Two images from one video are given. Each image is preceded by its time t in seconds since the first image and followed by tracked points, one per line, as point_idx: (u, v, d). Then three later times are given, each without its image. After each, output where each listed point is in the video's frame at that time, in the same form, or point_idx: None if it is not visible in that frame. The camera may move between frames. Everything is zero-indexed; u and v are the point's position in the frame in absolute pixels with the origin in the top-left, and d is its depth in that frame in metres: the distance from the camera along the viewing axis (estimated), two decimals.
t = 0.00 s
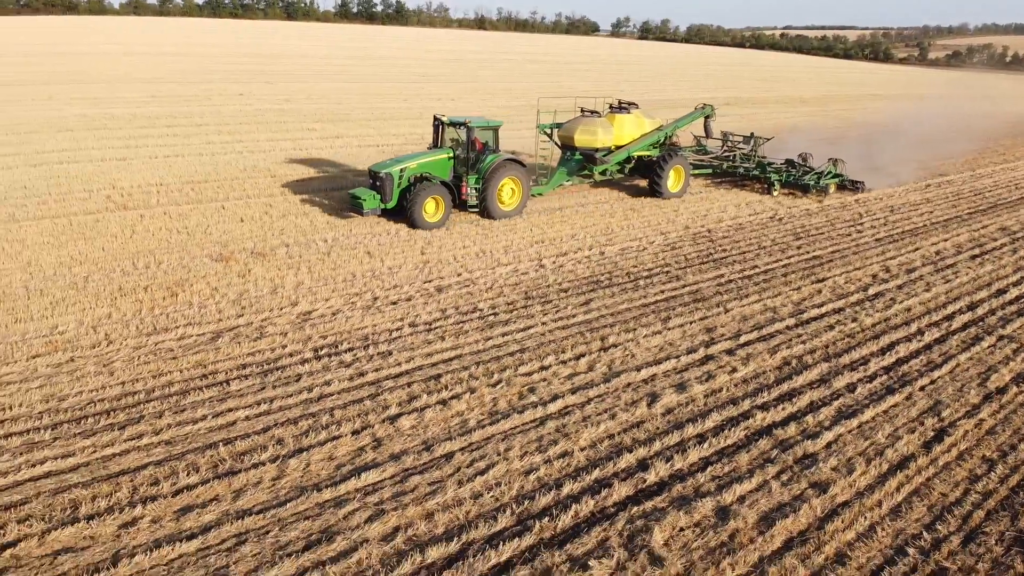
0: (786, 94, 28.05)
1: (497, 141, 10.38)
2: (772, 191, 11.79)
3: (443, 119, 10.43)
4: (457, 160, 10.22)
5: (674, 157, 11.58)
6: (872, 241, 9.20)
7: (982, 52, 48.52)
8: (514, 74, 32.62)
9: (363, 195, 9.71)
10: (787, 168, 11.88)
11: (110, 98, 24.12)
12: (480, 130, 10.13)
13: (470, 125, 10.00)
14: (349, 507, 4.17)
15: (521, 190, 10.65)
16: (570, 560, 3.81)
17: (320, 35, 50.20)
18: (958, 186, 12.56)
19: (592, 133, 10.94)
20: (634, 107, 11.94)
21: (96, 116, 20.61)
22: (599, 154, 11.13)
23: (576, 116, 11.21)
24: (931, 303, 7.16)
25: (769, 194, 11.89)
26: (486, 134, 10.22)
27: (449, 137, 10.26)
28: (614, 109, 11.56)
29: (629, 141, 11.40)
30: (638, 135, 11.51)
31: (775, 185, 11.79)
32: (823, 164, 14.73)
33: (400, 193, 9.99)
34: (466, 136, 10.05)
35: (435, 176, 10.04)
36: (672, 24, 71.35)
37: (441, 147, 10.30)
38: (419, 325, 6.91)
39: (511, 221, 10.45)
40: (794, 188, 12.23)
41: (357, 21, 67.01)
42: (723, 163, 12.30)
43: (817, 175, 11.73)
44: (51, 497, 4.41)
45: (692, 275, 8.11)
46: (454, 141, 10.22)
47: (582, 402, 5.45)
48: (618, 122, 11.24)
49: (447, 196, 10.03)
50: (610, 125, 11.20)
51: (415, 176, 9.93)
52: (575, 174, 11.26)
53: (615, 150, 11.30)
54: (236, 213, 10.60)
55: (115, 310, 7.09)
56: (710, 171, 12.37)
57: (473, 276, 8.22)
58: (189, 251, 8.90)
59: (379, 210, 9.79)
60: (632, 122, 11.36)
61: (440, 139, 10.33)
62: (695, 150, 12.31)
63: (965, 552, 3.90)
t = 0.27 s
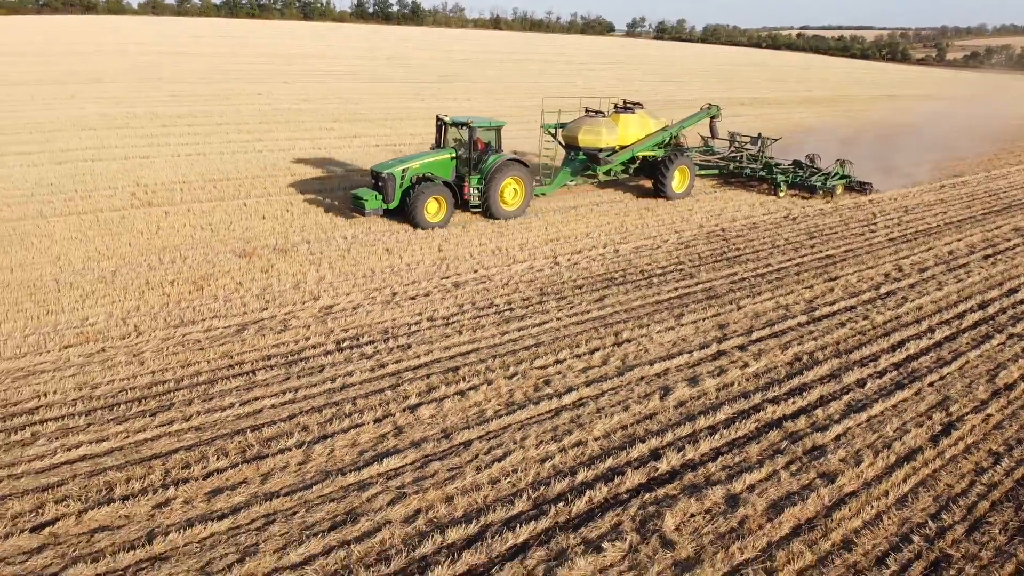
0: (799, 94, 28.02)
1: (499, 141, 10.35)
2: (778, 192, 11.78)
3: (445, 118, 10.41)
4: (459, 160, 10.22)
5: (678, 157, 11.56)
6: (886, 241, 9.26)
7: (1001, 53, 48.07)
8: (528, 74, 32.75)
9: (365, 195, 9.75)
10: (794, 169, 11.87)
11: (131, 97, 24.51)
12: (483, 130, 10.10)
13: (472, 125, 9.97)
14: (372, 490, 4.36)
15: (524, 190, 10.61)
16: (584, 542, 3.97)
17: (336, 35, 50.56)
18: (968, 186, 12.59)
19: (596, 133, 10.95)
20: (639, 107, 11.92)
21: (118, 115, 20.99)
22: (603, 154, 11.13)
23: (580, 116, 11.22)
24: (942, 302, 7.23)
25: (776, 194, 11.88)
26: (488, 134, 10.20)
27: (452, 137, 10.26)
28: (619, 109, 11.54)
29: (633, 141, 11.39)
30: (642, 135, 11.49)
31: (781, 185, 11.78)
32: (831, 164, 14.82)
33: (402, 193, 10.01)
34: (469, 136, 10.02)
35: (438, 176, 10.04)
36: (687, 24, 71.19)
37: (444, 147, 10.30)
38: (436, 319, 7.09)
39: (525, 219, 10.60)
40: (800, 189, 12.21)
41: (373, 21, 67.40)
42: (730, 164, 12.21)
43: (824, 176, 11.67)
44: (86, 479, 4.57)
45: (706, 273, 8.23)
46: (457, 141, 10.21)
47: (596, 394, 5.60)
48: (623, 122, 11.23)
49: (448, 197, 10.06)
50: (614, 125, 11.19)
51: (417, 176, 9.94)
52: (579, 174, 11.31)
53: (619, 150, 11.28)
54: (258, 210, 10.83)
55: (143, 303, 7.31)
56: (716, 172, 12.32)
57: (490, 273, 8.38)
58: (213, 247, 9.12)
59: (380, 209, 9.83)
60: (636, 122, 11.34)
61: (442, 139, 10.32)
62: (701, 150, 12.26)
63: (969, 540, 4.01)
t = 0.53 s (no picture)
0: (813, 95, 27.99)
1: (501, 142, 10.45)
2: (784, 192, 11.75)
3: (449, 119, 10.55)
4: (462, 160, 10.33)
5: (683, 158, 11.60)
6: (899, 240, 9.33)
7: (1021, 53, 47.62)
8: (542, 74, 32.87)
9: (366, 195, 9.85)
10: (800, 170, 11.87)
11: (152, 96, 24.88)
12: (485, 130, 10.23)
13: (473, 125, 10.09)
14: (393, 475, 4.53)
15: (526, 191, 10.69)
16: (598, 525, 4.11)
17: (352, 35, 50.91)
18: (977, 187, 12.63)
19: (600, 134, 11.05)
20: (644, 108, 11.99)
21: (140, 113, 21.34)
22: (607, 155, 11.24)
23: (585, 116, 11.32)
24: (954, 300, 7.31)
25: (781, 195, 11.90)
26: (490, 135, 10.32)
27: (454, 138, 10.38)
28: (623, 109, 11.64)
29: (637, 141, 11.47)
30: (647, 135, 11.57)
31: (787, 186, 11.75)
32: (840, 164, 14.90)
33: (403, 193, 10.09)
34: (470, 136, 10.14)
35: (440, 176, 10.13)
36: (702, 24, 70.99)
37: (447, 147, 10.41)
38: (454, 313, 7.26)
39: (538, 218, 10.74)
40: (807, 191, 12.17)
41: (389, 22, 67.79)
42: (737, 165, 12.33)
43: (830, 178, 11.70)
44: (119, 462, 4.76)
45: (719, 270, 8.34)
46: (459, 141, 10.32)
47: (610, 386, 5.75)
48: (627, 123, 11.33)
49: (450, 197, 10.14)
50: (618, 126, 11.28)
51: (419, 176, 10.02)
52: (583, 174, 11.39)
53: (623, 150, 11.39)
54: (279, 208, 11.05)
55: (170, 297, 7.52)
56: (723, 173, 12.41)
57: (506, 269, 8.54)
58: (235, 243, 9.34)
59: (381, 209, 9.94)
60: (640, 123, 11.42)
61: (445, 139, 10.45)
62: (708, 151, 12.36)
63: (974, 529, 4.11)
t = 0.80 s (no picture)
0: (827, 95, 27.91)
1: (503, 142, 10.54)
2: (790, 194, 11.70)
3: (451, 119, 10.64)
4: (464, 160, 10.43)
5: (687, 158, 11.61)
6: (913, 240, 9.37)
7: None
8: (557, 74, 32.97)
9: (367, 194, 10.00)
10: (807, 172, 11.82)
11: (173, 95, 25.26)
12: (487, 130, 10.32)
13: (476, 125, 10.18)
14: (414, 462, 4.70)
15: (528, 190, 10.75)
16: (613, 511, 4.25)
17: (368, 35, 51.25)
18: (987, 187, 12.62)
19: (604, 133, 11.13)
20: (649, 108, 12.04)
21: (162, 112, 21.69)
22: (610, 155, 11.29)
23: (589, 116, 11.39)
24: (966, 299, 7.37)
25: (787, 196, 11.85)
26: (491, 135, 10.40)
27: (456, 137, 10.44)
28: (628, 110, 11.70)
29: (642, 142, 11.53)
30: (651, 135, 11.63)
31: (793, 188, 11.69)
32: (850, 164, 14.94)
33: (405, 192, 10.20)
34: (473, 136, 10.23)
35: (441, 176, 10.24)
36: (718, 24, 70.75)
37: (449, 147, 10.50)
38: (471, 308, 7.42)
39: (553, 217, 10.86)
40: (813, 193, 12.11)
41: (405, 22, 68.14)
42: (744, 165, 12.32)
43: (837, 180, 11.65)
44: (151, 447, 4.92)
45: (733, 268, 8.44)
46: (461, 141, 10.39)
47: (623, 379, 5.88)
48: (631, 123, 11.40)
49: (451, 197, 10.23)
50: (622, 126, 11.35)
51: (420, 176, 10.13)
52: (587, 175, 11.45)
53: (627, 151, 11.46)
54: (299, 205, 11.27)
55: (195, 291, 7.73)
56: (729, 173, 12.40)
57: (521, 266, 8.69)
58: (258, 240, 9.54)
59: (383, 209, 10.06)
60: (644, 123, 11.50)
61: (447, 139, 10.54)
62: (714, 152, 12.38)
63: (980, 519, 4.21)
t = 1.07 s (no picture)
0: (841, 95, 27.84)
1: (506, 142, 10.58)
2: (796, 194, 11.75)
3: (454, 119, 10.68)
4: (466, 160, 10.50)
5: (692, 159, 11.64)
6: (927, 240, 9.43)
7: None
8: (572, 74, 33.07)
9: (369, 194, 10.14)
10: (813, 172, 11.87)
11: (193, 95, 25.62)
12: (490, 130, 10.38)
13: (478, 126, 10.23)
14: (435, 450, 4.86)
15: (530, 190, 10.80)
16: (626, 498, 4.39)
17: (385, 35, 51.58)
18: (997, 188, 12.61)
19: (608, 134, 11.14)
20: (653, 107, 12.05)
21: (183, 111, 22.02)
22: (614, 155, 11.29)
23: (593, 116, 11.42)
24: (979, 298, 7.43)
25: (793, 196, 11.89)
26: (494, 135, 10.44)
27: (459, 137, 10.50)
28: (632, 109, 11.70)
29: (645, 142, 11.55)
30: (655, 135, 11.64)
31: (799, 188, 11.74)
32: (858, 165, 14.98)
33: (407, 192, 10.28)
34: (476, 136, 10.30)
35: (443, 175, 10.31)
36: (734, 24, 70.59)
37: (452, 146, 10.56)
38: (488, 303, 7.58)
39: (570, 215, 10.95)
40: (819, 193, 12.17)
41: (421, 22, 68.48)
42: (750, 165, 12.37)
43: (842, 181, 11.72)
44: (181, 433, 5.08)
45: (747, 267, 8.54)
46: (464, 141, 10.44)
47: (638, 373, 6.01)
48: (635, 123, 11.40)
49: (452, 197, 10.28)
50: (626, 126, 11.36)
51: (422, 175, 10.20)
52: (590, 175, 11.51)
53: (631, 151, 11.46)
54: (319, 203, 11.48)
55: (220, 285, 7.93)
56: (735, 173, 12.41)
57: (537, 263, 8.83)
58: (280, 236, 9.75)
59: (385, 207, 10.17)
60: (648, 123, 11.50)
61: (450, 139, 10.60)
62: (720, 152, 12.32)
63: (987, 510, 4.31)
